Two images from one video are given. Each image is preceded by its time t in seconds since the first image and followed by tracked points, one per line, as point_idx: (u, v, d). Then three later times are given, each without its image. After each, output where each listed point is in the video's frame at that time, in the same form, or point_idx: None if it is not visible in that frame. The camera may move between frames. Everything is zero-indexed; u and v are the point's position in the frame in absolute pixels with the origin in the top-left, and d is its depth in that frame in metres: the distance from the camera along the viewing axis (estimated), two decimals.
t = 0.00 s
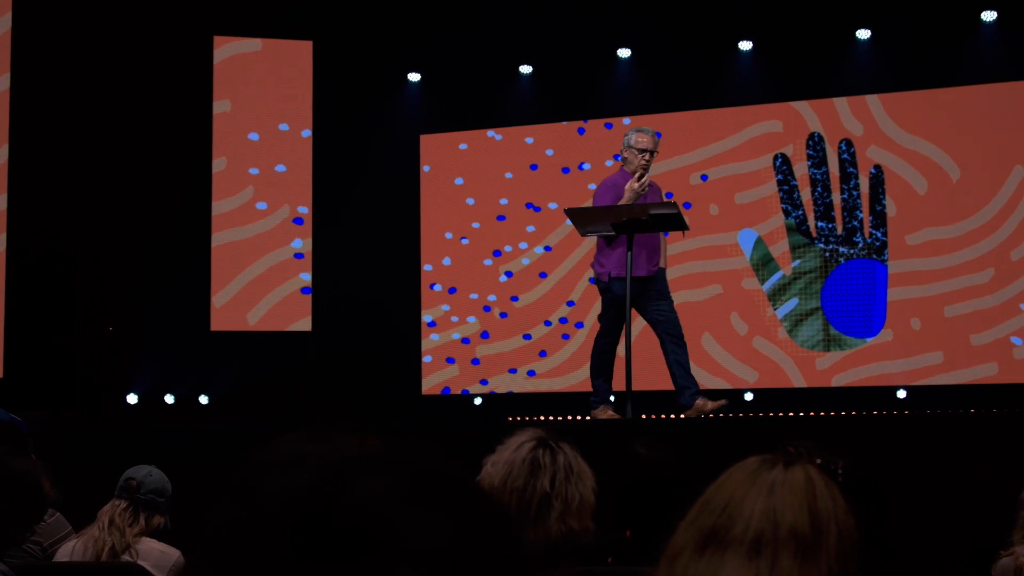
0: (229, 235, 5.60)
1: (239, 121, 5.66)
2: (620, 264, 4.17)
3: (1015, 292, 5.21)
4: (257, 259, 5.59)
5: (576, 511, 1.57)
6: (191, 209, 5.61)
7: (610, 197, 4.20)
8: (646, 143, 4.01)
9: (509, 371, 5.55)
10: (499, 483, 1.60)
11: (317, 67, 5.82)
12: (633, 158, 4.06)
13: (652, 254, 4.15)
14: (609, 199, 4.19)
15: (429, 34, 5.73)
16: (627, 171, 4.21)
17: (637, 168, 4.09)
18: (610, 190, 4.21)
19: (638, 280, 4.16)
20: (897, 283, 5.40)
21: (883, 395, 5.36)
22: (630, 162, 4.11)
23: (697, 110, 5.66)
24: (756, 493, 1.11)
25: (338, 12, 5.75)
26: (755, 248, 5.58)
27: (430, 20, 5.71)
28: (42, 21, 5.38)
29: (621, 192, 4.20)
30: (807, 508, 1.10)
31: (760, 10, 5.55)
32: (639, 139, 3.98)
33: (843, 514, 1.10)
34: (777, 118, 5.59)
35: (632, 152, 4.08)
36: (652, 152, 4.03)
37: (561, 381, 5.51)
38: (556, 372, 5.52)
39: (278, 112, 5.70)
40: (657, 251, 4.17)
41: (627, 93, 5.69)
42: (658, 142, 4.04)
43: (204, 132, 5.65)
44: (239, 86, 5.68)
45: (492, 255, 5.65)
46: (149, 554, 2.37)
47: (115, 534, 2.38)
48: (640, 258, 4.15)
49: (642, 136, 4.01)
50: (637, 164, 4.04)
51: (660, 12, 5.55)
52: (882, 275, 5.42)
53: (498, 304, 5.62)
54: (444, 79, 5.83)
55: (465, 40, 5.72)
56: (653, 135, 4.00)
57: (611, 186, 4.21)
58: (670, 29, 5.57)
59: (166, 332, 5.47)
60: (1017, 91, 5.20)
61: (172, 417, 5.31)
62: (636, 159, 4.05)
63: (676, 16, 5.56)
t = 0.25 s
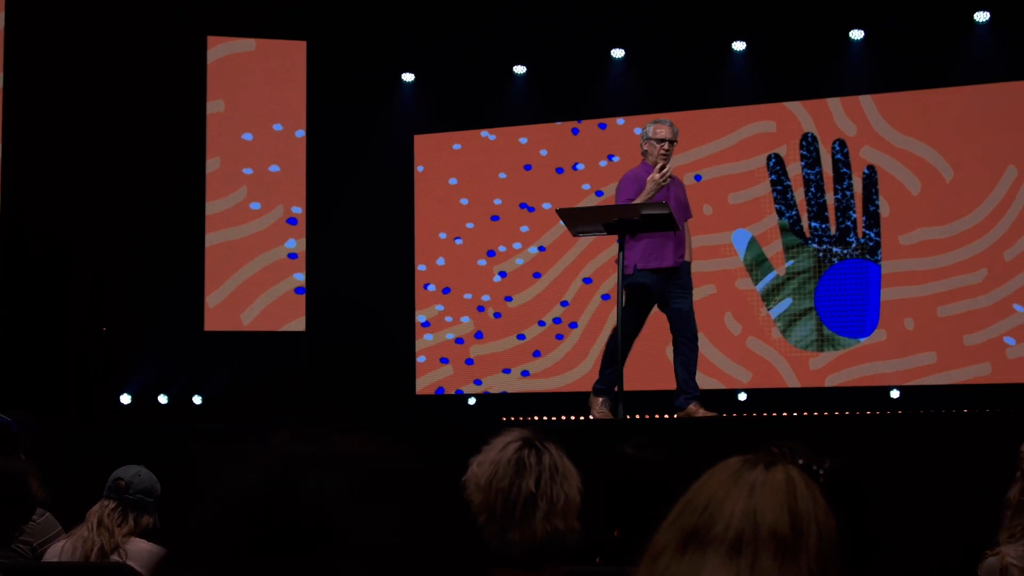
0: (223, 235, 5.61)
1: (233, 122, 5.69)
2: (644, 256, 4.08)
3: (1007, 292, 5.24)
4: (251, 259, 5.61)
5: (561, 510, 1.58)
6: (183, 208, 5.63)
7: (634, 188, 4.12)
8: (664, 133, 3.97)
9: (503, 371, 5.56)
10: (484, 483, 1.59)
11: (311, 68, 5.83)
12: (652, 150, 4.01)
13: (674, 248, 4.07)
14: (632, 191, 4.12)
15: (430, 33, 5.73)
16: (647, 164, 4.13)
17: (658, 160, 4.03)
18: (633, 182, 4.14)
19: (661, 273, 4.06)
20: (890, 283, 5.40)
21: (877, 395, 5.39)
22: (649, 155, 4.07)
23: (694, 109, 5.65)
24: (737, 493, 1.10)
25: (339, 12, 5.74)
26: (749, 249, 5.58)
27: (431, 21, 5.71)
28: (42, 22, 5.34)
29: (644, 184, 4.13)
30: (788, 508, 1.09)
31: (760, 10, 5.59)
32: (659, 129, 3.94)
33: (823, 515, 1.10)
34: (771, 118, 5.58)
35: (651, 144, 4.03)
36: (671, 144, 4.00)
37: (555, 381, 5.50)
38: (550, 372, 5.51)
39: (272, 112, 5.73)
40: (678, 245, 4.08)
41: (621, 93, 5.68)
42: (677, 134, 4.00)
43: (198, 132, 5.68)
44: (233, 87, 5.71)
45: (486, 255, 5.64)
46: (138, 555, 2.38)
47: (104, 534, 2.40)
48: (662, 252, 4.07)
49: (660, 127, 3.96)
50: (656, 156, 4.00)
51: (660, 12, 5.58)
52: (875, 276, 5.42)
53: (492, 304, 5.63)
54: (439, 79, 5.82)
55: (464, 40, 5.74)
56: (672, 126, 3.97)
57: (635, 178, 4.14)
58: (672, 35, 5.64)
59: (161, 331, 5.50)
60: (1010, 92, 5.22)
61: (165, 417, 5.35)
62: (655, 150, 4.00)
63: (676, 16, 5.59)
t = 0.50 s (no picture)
0: (220, 234, 5.67)
1: (229, 121, 5.72)
2: (664, 250, 4.00)
3: (1002, 292, 5.25)
4: (247, 259, 5.67)
5: (546, 510, 1.59)
6: (178, 207, 5.64)
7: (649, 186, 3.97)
8: (675, 127, 3.98)
9: (498, 371, 5.56)
10: (471, 484, 1.61)
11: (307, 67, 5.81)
12: (665, 144, 4.00)
13: (694, 240, 4.05)
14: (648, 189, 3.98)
15: (430, 33, 5.71)
16: (663, 161, 4.05)
17: (672, 154, 4.03)
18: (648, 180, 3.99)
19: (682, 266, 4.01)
20: (885, 283, 5.41)
21: (872, 395, 5.40)
22: (663, 151, 4.06)
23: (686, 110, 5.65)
24: (717, 493, 1.10)
25: (338, 12, 5.71)
26: (744, 249, 5.60)
27: (431, 21, 5.69)
28: (41, 21, 5.38)
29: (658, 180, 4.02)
30: (766, 507, 1.09)
31: (760, 10, 5.57)
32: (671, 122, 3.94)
33: (802, 515, 1.10)
34: (766, 118, 5.59)
35: (662, 139, 4.03)
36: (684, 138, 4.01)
37: (551, 381, 5.49)
38: (546, 372, 5.51)
39: (267, 112, 5.76)
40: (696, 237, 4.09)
41: (617, 93, 5.68)
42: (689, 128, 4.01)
43: (193, 132, 5.70)
44: (229, 87, 5.74)
45: (482, 255, 5.64)
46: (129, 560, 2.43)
47: (94, 535, 2.39)
48: (681, 245, 4.02)
49: (672, 120, 3.97)
50: (670, 150, 3.99)
51: (661, 12, 5.56)
52: (871, 276, 5.43)
53: (488, 304, 5.62)
54: (435, 79, 5.82)
55: (464, 39, 5.72)
56: (683, 120, 3.98)
57: (649, 175, 3.99)
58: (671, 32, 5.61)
59: (157, 331, 5.51)
60: (1005, 93, 5.24)
61: (161, 417, 5.33)
62: (668, 145, 3.99)
63: (676, 16, 5.57)
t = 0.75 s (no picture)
0: (215, 234, 5.66)
1: (224, 122, 5.71)
2: (676, 251, 3.97)
3: (998, 292, 5.25)
4: (243, 259, 5.67)
5: (531, 511, 1.58)
6: (176, 207, 5.66)
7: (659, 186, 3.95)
8: (684, 124, 4.05)
9: (495, 371, 5.56)
10: (456, 485, 1.63)
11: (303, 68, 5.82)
12: (673, 142, 4.04)
13: (705, 239, 4.03)
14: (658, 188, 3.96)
15: (430, 33, 5.72)
16: (671, 160, 4.09)
17: (680, 152, 4.06)
18: (658, 178, 3.98)
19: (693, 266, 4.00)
20: (881, 283, 5.42)
21: (868, 395, 5.41)
22: (671, 149, 4.09)
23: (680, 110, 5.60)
24: (694, 493, 1.13)
25: (339, 12, 5.70)
26: (741, 249, 5.59)
27: (431, 21, 5.70)
28: (42, 21, 5.41)
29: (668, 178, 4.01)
30: (743, 508, 1.12)
31: (760, 10, 5.57)
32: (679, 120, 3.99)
33: (778, 514, 1.13)
34: (762, 119, 5.59)
35: (672, 137, 4.07)
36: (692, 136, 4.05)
37: (547, 381, 5.50)
38: (542, 372, 5.51)
39: (263, 112, 5.76)
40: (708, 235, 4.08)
41: (613, 93, 5.67)
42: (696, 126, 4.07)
43: (189, 132, 5.69)
44: (224, 86, 5.73)
45: (478, 255, 5.64)
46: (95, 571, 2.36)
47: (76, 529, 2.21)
48: (692, 245, 3.99)
49: (681, 119, 4.02)
50: (677, 148, 4.03)
51: (660, 12, 5.56)
52: (866, 276, 5.44)
53: (484, 304, 5.62)
54: (431, 80, 5.82)
55: (465, 40, 5.73)
56: (691, 118, 4.04)
57: (659, 174, 3.97)
58: (671, 31, 5.60)
59: (153, 331, 5.52)
60: (1000, 93, 5.24)
61: (155, 417, 5.35)
62: (676, 142, 4.03)
63: (676, 16, 5.58)
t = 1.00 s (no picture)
0: (211, 235, 5.67)
1: (220, 122, 5.73)
2: (687, 254, 3.90)
3: (994, 292, 5.27)
4: (239, 259, 5.68)
5: (512, 511, 1.60)
6: (176, 208, 5.66)
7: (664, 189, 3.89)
8: (692, 126, 3.92)
9: (490, 371, 5.57)
10: (439, 486, 1.64)
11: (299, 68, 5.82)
12: (681, 143, 3.92)
13: (717, 241, 3.93)
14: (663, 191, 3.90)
15: (429, 33, 5.72)
16: (679, 160, 3.98)
17: (688, 153, 3.96)
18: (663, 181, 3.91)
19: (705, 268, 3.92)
20: (876, 284, 5.41)
21: (864, 395, 5.41)
22: (679, 149, 3.98)
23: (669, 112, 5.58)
24: (671, 493, 1.14)
25: (338, 12, 5.70)
26: (736, 249, 5.62)
27: (431, 21, 5.70)
28: (42, 21, 5.39)
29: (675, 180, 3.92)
30: (720, 506, 1.13)
31: (760, 10, 5.56)
32: (687, 121, 3.87)
33: (754, 514, 1.14)
34: (757, 119, 5.58)
35: (679, 137, 3.96)
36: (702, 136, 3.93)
37: (543, 382, 5.51)
38: (538, 373, 5.52)
39: (259, 112, 5.77)
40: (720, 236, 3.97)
41: (609, 93, 5.66)
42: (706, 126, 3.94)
43: (185, 132, 5.69)
44: (220, 87, 5.75)
45: (474, 255, 5.64)
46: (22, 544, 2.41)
47: None
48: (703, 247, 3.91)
49: (690, 120, 3.90)
50: (684, 149, 3.92)
51: (658, 12, 5.56)
52: (862, 276, 5.43)
53: (480, 304, 5.62)
54: (427, 80, 5.79)
55: (465, 40, 5.72)
56: (700, 118, 3.91)
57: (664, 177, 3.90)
58: (667, 32, 5.60)
59: (149, 331, 5.53)
60: (993, 94, 5.27)
61: (150, 417, 5.39)
62: (683, 143, 3.93)
63: (676, 16, 5.58)
